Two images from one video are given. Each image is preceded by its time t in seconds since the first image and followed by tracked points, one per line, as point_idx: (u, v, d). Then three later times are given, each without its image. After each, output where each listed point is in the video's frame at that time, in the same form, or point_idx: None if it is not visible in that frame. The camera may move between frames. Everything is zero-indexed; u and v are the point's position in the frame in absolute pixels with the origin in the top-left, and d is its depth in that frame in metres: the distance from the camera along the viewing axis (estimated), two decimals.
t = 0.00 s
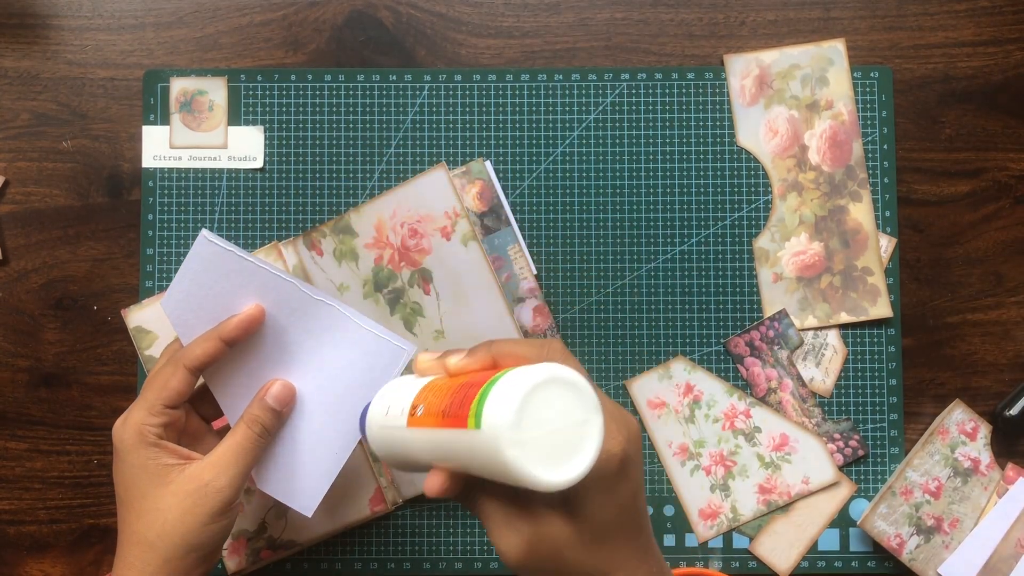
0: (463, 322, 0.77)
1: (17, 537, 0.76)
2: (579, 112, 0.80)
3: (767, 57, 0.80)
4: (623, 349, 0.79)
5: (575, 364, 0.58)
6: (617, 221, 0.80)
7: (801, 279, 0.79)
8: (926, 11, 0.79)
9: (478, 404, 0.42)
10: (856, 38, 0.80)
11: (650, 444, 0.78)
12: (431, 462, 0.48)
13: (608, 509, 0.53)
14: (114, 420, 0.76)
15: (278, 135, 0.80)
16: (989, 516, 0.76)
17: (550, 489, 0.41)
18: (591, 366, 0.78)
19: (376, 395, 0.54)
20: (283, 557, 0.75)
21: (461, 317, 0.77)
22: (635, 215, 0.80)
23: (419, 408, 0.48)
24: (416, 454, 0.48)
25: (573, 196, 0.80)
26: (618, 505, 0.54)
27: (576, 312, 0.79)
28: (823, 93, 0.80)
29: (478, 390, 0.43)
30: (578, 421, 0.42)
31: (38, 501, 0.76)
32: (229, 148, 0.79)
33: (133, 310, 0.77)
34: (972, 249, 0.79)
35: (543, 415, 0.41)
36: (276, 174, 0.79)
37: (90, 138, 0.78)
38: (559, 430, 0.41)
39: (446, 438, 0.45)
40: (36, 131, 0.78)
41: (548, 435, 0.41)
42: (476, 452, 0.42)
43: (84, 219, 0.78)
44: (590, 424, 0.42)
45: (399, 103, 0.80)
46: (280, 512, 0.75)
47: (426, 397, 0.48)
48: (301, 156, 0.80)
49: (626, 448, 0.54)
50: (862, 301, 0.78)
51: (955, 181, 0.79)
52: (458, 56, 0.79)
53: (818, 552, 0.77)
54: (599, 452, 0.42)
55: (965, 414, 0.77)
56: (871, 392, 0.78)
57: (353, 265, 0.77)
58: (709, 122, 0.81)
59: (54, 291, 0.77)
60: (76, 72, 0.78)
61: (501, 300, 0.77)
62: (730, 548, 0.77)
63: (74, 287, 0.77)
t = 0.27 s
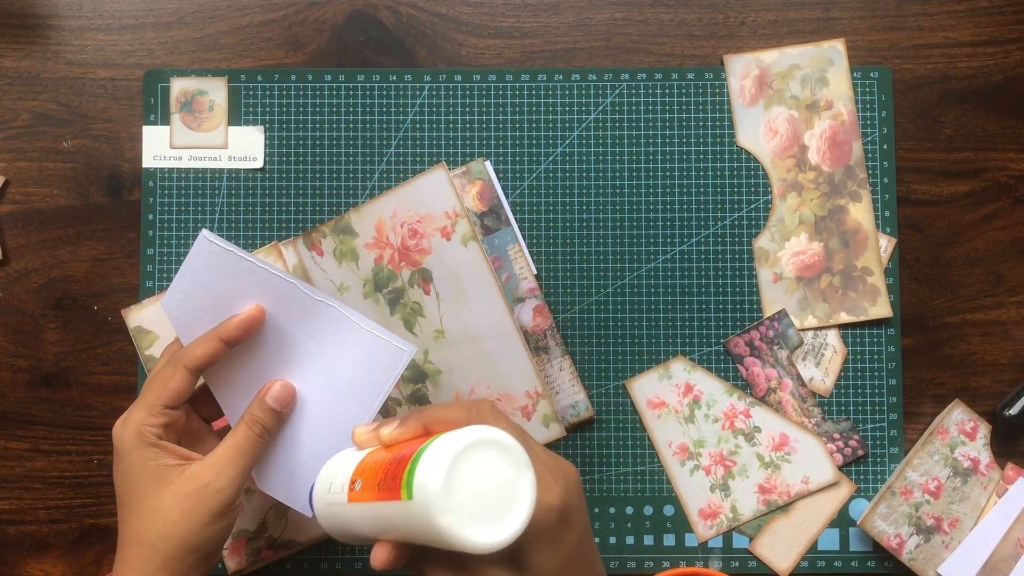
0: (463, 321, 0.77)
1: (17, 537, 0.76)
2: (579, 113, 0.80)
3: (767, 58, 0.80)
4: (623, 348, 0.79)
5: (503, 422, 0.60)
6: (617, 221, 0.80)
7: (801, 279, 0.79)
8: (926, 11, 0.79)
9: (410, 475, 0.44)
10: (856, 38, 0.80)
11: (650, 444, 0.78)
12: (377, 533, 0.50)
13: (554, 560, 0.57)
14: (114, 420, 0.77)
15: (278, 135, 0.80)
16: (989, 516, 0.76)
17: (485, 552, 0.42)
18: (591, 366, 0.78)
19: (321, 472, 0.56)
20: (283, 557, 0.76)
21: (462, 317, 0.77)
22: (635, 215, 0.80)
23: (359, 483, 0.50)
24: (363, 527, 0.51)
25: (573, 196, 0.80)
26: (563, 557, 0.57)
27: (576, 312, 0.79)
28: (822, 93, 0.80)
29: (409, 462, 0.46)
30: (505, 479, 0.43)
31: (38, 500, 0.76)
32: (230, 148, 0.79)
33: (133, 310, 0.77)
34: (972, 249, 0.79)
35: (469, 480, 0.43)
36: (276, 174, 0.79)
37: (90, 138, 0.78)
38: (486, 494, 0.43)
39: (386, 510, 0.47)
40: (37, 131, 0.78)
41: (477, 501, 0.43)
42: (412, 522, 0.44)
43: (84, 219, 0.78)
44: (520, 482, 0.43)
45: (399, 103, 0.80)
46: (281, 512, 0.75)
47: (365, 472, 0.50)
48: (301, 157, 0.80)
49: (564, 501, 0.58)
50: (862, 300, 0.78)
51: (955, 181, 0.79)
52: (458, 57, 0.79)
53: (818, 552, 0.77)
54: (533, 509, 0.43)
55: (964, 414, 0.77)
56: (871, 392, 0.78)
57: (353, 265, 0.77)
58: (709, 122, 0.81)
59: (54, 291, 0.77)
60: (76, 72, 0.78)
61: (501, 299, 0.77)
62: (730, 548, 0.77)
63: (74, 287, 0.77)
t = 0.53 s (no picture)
0: (464, 322, 0.76)
1: (18, 537, 0.76)
2: (579, 113, 0.80)
3: (767, 57, 0.80)
4: (623, 348, 0.79)
5: (465, 428, 0.58)
6: (617, 221, 0.80)
7: (801, 279, 0.79)
8: (926, 11, 0.79)
9: (370, 483, 0.44)
10: (856, 38, 0.80)
11: (650, 444, 0.78)
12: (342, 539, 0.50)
13: (520, 562, 0.58)
14: (114, 420, 0.77)
15: (278, 136, 0.80)
16: (989, 516, 0.76)
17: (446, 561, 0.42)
18: (591, 366, 0.78)
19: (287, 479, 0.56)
20: (283, 557, 0.76)
21: (462, 317, 0.76)
22: (635, 215, 0.80)
23: (322, 489, 0.50)
24: (327, 534, 0.51)
25: (573, 196, 0.80)
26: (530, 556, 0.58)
27: (576, 312, 0.79)
28: (822, 93, 0.80)
29: (370, 469, 0.45)
30: (469, 486, 0.43)
31: (38, 500, 0.76)
32: (230, 148, 0.79)
33: (133, 310, 0.77)
34: (972, 249, 0.79)
35: (430, 488, 0.43)
36: (276, 174, 0.80)
37: (90, 138, 0.78)
38: (448, 500, 0.43)
39: (348, 518, 0.47)
40: (37, 131, 0.78)
41: (439, 509, 0.42)
42: (374, 530, 0.44)
43: (84, 219, 0.78)
44: (482, 488, 0.43)
45: (399, 103, 0.80)
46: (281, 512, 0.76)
47: (329, 478, 0.50)
48: (301, 157, 0.80)
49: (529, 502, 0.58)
50: (862, 300, 0.79)
51: (955, 181, 0.79)
52: (458, 57, 0.79)
53: (818, 552, 0.77)
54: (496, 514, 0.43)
55: (964, 414, 0.77)
56: (871, 392, 0.78)
57: (353, 265, 0.77)
58: (709, 122, 0.81)
59: (54, 291, 0.77)
60: (76, 72, 0.78)
61: (502, 299, 0.77)
62: (730, 548, 0.77)
63: (74, 287, 0.77)
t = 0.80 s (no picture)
0: (463, 321, 0.77)
1: (18, 537, 0.76)
2: (579, 113, 0.80)
3: (767, 57, 0.80)
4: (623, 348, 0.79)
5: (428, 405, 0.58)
6: (617, 221, 0.80)
7: (801, 279, 0.79)
8: (926, 12, 0.79)
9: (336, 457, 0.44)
10: (856, 38, 0.80)
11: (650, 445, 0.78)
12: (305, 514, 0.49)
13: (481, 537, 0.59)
14: (114, 420, 0.77)
15: (278, 136, 0.80)
16: (989, 516, 0.76)
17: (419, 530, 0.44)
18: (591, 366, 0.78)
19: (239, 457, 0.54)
20: (283, 557, 0.76)
21: (462, 317, 0.77)
22: (635, 215, 0.80)
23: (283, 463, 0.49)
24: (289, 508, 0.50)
25: (573, 197, 0.80)
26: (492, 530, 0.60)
27: (576, 312, 0.79)
28: (822, 93, 0.80)
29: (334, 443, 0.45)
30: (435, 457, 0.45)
31: (38, 500, 0.76)
32: (230, 148, 0.79)
33: (133, 310, 0.77)
34: (972, 249, 0.79)
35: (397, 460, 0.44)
36: (276, 174, 0.80)
37: (91, 138, 0.78)
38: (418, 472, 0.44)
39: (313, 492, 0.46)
40: (37, 131, 0.78)
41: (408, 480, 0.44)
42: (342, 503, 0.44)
43: (84, 219, 0.78)
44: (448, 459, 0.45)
45: (399, 103, 0.80)
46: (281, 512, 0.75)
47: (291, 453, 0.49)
48: (301, 157, 0.80)
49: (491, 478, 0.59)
50: (862, 300, 0.79)
51: (955, 181, 0.79)
52: (458, 57, 0.79)
53: (818, 552, 0.77)
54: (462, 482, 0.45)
55: (964, 414, 0.77)
56: (871, 392, 0.78)
57: (354, 265, 0.77)
58: (709, 122, 0.81)
59: (54, 291, 0.77)
60: (76, 72, 0.78)
61: (502, 298, 0.77)
62: (730, 548, 0.77)
63: (74, 287, 0.77)
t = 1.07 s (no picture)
0: (464, 322, 0.76)
1: (17, 537, 0.75)
2: (579, 113, 0.80)
3: (767, 58, 0.80)
4: (623, 348, 0.79)
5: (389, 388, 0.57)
6: (617, 221, 0.80)
7: (801, 279, 0.79)
8: (926, 12, 0.79)
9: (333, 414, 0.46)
10: (856, 38, 0.80)
11: (650, 445, 0.78)
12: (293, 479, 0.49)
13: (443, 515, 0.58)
14: (114, 420, 0.77)
15: (278, 136, 0.80)
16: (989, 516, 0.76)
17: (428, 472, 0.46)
18: (591, 366, 0.78)
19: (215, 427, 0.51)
20: (283, 557, 0.76)
21: (462, 317, 0.76)
22: (635, 215, 0.80)
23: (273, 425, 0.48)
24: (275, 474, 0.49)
25: (573, 197, 0.80)
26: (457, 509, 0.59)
27: (576, 312, 0.79)
28: (823, 93, 0.80)
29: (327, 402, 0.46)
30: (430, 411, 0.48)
31: (38, 500, 0.76)
32: (230, 148, 0.79)
33: (133, 310, 0.76)
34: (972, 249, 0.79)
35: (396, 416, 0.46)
36: (276, 174, 0.80)
37: (91, 138, 0.78)
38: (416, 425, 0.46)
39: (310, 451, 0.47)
40: (37, 131, 0.78)
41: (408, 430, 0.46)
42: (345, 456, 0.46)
43: (84, 219, 0.78)
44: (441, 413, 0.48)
45: (399, 103, 0.80)
46: (281, 512, 0.75)
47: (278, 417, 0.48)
48: (301, 157, 0.80)
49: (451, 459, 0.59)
50: (862, 300, 0.78)
51: (954, 181, 0.79)
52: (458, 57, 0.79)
53: (819, 552, 0.77)
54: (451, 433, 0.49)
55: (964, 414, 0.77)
56: (871, 392, 0.78)
57: (353, 265, 0.76)
58: (709, 122, 0.81)
59: (54, 291, 0.77)
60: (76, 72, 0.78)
61: (502, 299, 0.76)
62: (730, 548, 0.77)
63: (74, 287, 0.77)
